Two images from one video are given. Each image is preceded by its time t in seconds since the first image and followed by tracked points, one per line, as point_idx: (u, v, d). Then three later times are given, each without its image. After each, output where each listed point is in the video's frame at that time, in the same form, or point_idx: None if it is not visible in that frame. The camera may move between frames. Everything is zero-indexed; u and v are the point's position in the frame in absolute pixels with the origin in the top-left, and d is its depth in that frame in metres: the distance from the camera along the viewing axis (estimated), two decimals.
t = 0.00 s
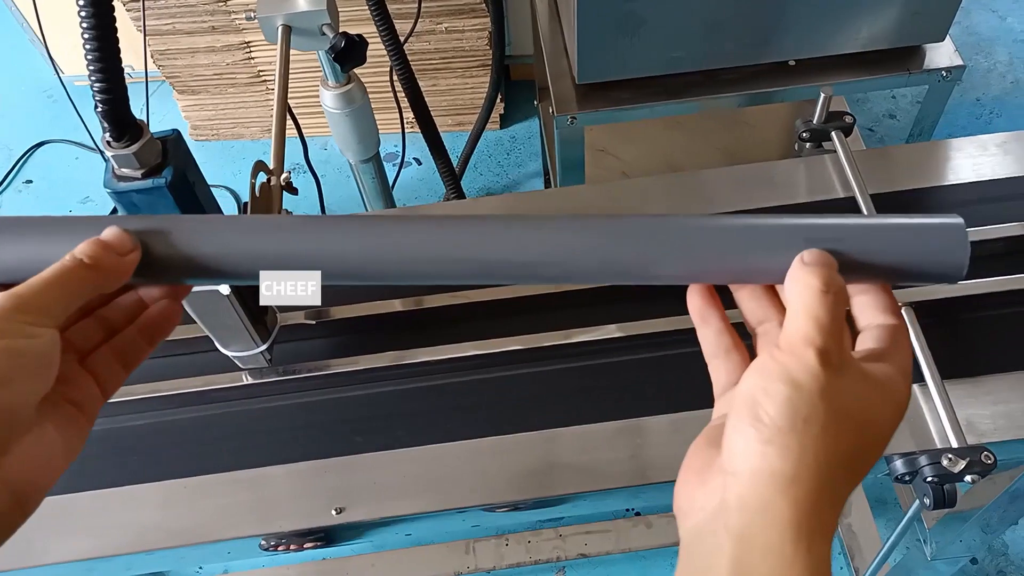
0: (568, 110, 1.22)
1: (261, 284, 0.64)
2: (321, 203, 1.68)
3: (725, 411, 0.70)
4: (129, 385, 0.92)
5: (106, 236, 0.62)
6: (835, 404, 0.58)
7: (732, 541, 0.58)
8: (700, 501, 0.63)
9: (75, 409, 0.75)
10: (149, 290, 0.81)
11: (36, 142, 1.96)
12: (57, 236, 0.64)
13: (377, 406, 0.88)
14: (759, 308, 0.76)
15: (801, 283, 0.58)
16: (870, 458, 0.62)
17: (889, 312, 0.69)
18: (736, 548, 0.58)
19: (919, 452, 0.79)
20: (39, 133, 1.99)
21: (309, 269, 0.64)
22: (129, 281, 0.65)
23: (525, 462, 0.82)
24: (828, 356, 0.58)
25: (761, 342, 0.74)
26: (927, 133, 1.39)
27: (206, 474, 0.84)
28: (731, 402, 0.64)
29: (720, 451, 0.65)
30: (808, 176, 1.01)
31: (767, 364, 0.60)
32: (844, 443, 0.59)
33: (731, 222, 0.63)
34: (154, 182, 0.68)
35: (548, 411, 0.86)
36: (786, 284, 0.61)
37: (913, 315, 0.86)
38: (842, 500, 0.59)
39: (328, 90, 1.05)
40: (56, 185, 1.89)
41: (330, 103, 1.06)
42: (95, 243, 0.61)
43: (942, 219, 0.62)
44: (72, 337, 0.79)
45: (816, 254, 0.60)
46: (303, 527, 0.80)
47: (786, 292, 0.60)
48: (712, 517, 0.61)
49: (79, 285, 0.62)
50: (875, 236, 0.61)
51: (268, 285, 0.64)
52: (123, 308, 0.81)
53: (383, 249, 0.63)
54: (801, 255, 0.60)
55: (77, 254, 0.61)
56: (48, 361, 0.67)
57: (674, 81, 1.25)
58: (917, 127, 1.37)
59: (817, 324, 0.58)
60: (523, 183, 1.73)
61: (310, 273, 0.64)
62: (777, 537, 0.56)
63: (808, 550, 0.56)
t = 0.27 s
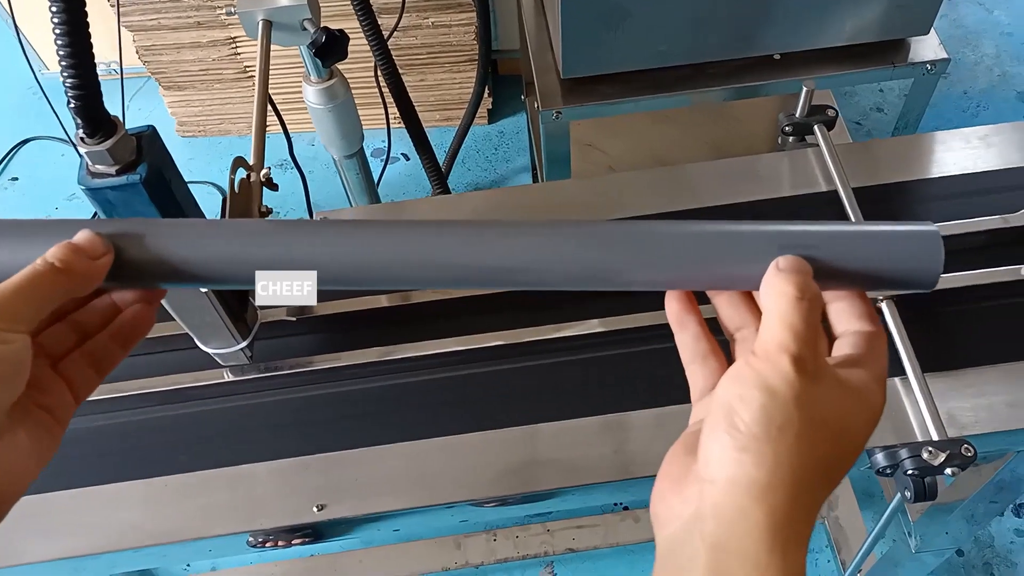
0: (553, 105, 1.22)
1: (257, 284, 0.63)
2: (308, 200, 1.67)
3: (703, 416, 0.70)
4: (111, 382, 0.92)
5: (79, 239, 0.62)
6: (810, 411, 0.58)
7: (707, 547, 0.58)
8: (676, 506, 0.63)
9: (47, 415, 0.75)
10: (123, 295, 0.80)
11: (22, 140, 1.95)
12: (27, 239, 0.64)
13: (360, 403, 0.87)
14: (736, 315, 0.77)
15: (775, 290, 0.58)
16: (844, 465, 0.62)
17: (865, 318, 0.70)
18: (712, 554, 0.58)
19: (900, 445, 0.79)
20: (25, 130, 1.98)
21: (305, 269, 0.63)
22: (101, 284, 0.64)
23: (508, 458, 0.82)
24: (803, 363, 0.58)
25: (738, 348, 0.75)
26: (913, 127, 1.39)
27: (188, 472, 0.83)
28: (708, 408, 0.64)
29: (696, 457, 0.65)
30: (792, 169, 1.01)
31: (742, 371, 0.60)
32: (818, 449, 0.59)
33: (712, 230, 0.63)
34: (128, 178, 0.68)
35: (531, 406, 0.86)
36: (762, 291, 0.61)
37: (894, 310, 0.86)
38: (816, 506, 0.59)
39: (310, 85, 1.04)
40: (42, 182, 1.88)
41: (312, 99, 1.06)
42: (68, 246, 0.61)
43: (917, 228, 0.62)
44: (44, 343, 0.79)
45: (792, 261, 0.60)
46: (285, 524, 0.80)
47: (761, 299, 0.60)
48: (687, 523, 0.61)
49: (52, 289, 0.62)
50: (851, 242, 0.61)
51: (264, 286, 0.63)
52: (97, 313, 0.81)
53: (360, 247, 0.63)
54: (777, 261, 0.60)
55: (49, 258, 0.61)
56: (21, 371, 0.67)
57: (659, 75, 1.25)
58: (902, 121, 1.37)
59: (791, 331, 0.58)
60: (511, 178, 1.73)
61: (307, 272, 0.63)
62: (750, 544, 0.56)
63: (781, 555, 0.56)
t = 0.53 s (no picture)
0: (542, 99, 1.22)
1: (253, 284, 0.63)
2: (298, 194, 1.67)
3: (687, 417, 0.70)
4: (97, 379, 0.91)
5: (57, 243, 0.61)
6: (793, 409, 0.58)
7: (691, 545, 0.58)
8: (659, 506, 0.63)
9: (26, 420, 0.74)
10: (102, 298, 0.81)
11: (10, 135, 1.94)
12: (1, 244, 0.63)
13: (346, 398, 0.87)
14: (720, 315, 0.77)
15: (757, 289, 0.59)
16: (827, 464, 0.62)
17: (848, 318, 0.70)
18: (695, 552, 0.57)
19: (887, 438, 0.79)
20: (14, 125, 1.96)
21: (302, 269, 0.62)
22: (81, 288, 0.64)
23: (494, 453, 0.82)
24: (785, 361, 0.58)
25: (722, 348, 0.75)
26: (902, 120, 1.39)
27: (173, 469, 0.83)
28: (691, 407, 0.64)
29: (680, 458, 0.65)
30: (780, 163, 1.01)
31: (725, 370, 0.60)
32: (801, 448, 0.59)
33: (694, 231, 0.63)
34: (108, 173, 0.67)
35: (518, 401, 0.86)
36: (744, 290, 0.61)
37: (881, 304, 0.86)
38: (799, 505, 0.59)
39: (296, 79, 1.04)
40: (31, 177, 1.86)
41: (299, 93, 1.05)
42: (47, 250, 0.60)
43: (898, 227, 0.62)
44: (23, 347, 0.79)
45: (774, 259, 0.61)
46: (271, 520, 0.79)
47: (744, 298, 0.60)
48: (671, 523, 0.61)
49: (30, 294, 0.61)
50: (833, 241, 0.61)
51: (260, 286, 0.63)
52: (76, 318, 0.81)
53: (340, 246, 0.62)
54: (759, 260, 0.61)
55: (28, 262, 0.61)
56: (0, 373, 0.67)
57: (649, 68, 1.24)
58: (892, 114, 1.37)
59: (772, 329, 0.58)
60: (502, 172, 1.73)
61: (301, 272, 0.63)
62: (733, 543, 0.56)
63: (764, 553, 0.56)
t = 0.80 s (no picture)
0: (537, 92, 1.21)
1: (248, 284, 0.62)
2: (292, 188, 1.66)
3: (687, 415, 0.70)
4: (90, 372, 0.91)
5: (56, 240, 0.61)
6: (794, 406, 0.58)
7: (690, 542, 0.58)
8: (659, 503, 0.63)
9: (23, 419, 0.74)
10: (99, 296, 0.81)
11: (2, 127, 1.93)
12: None
13: (340, 392, 0.87)
14: (720, 313, 0.77)
15: (759, 286, 0.59)
16: (828, 461, 0.62)
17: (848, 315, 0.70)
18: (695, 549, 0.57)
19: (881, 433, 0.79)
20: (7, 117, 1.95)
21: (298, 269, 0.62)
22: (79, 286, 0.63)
23: (489, 447, 0.82)
24: (786, 358, 0.59)
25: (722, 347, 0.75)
26: (898, 114, 1.39)
27: (167, 462, 0.83)
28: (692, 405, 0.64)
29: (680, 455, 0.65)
30: (776, 157, 1.01)
31: (726, 367, 0.60)
32: (802, 445, 0.59)
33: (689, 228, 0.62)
34: (100, 165, 0.67)
35: (512, 395, 0.86)
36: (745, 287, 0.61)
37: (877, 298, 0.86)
38: (799, 503, 0.59)
39: (291, 71, 1.03)
40: (23, 170, 1.85)
41: (293, 86, 1.04)
42: (45, 247, 0.60)
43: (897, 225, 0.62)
44: (20, 345, 0.79)
45: (775, 257, 0.61)
46: (264, 515, 0.79)
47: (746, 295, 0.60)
48: (671, 521, 0.60)
49: (29, 290, 0.61)
50: (833, 239, 0.61)
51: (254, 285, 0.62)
52: (73, 316, 0.81)
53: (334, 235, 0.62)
54: (760, 258, 0.61)
55: (27, 259, 0.60)
56: None
57: (645, 61, 1.24)
58: (888, 108, 1.37)
59: (773, 327, 0.58)
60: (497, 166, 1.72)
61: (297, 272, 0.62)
62: (734, 540, 0.56)
63: (763, 550, 0.56)
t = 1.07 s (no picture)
0: (536, 86, 1.21)
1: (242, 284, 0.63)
2: (289, 182, 1.65)
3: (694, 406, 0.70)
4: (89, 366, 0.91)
5: (68, 234, 0.60)
6: (804, 397, 0.59)
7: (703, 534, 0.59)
8: (672, 495, 0.64)
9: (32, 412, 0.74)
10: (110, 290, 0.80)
11: None
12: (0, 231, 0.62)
13: (339, 386, 0.87)
14: (725, 300, 0.77)
15: (768, 280, 0.59)
16: (837, 449, 0.63)
17: (853, 302, 0.70)
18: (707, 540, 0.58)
19: (880, 427, 0.79)
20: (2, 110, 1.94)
21: (292, 269, 0.63)
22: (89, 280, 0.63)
23: (489, 440, 0.82)
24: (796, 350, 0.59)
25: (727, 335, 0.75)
26: (896, 110, 1.39)
27: (167, 456, 0.83)
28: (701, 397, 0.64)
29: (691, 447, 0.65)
30: (775, 152, 1.01)
31: (737, 360, 0.60)
32: (812, 436, 0.60)
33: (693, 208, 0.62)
34: (99, 157, 0.66)
35: (512, 389, 0.86)
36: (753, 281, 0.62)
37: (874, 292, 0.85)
38: (810, 492, 0.60)
39: (289, 64, 1.03)
40: (19, 163, 1.84)
41: (291, 78, 1.04)
42: (56, 241, 0.60)
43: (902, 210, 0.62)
44: (30, 338, 0.78)
45: (781, 251, 0.61)
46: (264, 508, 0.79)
47: (755, 289, 0.60)
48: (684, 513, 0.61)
49: (40, 285, 0.61)
50: (839, 227, 0.61)
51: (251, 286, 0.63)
52: (83, 310, 0.81)
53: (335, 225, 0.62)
54: (767, 252, 0.61)
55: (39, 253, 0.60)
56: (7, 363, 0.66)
57: (644, 55, 1.23)
58: (886, 103, 1.37)
59: (783, 320, 0.59)
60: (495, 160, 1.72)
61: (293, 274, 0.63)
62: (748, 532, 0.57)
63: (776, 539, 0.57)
